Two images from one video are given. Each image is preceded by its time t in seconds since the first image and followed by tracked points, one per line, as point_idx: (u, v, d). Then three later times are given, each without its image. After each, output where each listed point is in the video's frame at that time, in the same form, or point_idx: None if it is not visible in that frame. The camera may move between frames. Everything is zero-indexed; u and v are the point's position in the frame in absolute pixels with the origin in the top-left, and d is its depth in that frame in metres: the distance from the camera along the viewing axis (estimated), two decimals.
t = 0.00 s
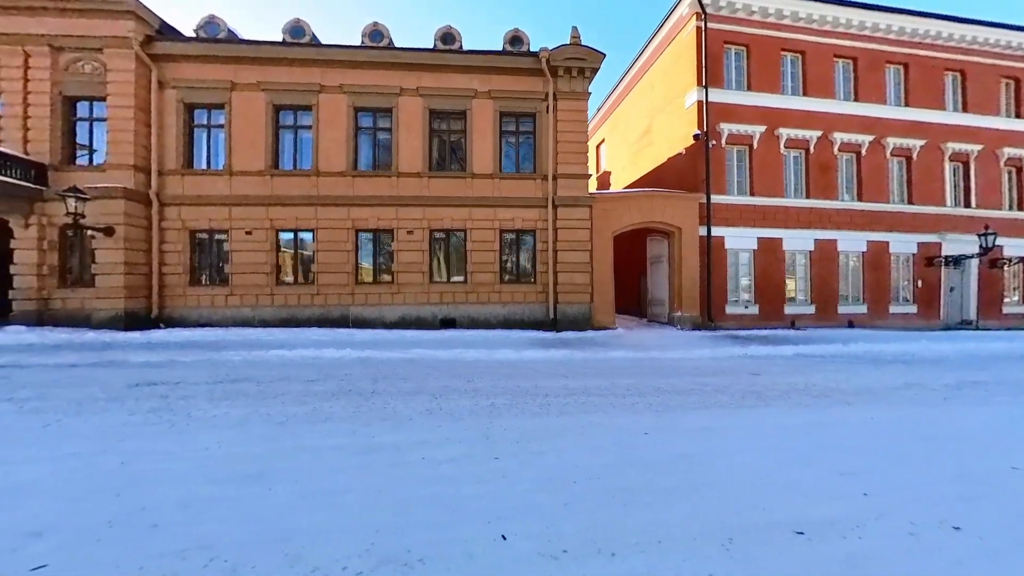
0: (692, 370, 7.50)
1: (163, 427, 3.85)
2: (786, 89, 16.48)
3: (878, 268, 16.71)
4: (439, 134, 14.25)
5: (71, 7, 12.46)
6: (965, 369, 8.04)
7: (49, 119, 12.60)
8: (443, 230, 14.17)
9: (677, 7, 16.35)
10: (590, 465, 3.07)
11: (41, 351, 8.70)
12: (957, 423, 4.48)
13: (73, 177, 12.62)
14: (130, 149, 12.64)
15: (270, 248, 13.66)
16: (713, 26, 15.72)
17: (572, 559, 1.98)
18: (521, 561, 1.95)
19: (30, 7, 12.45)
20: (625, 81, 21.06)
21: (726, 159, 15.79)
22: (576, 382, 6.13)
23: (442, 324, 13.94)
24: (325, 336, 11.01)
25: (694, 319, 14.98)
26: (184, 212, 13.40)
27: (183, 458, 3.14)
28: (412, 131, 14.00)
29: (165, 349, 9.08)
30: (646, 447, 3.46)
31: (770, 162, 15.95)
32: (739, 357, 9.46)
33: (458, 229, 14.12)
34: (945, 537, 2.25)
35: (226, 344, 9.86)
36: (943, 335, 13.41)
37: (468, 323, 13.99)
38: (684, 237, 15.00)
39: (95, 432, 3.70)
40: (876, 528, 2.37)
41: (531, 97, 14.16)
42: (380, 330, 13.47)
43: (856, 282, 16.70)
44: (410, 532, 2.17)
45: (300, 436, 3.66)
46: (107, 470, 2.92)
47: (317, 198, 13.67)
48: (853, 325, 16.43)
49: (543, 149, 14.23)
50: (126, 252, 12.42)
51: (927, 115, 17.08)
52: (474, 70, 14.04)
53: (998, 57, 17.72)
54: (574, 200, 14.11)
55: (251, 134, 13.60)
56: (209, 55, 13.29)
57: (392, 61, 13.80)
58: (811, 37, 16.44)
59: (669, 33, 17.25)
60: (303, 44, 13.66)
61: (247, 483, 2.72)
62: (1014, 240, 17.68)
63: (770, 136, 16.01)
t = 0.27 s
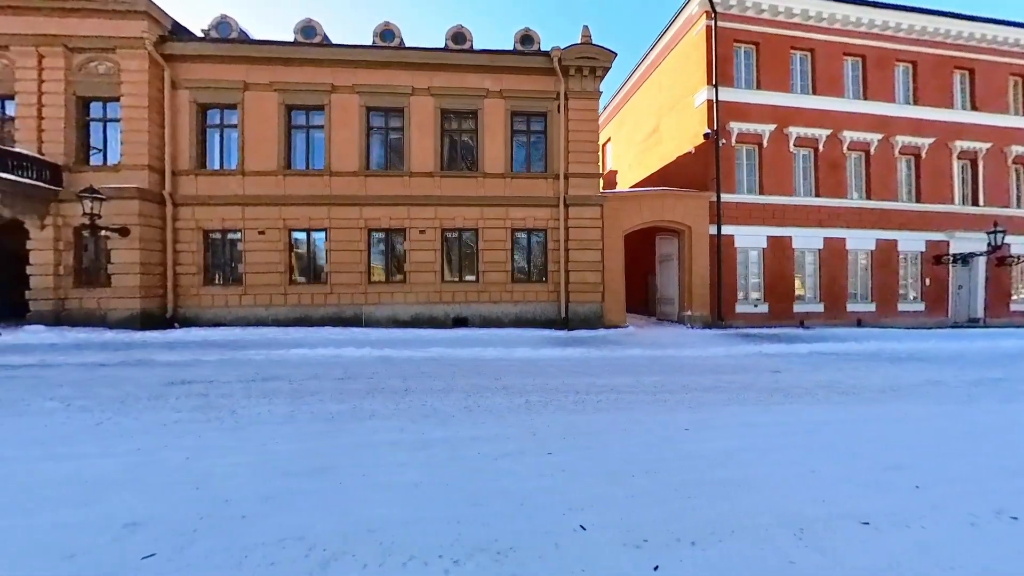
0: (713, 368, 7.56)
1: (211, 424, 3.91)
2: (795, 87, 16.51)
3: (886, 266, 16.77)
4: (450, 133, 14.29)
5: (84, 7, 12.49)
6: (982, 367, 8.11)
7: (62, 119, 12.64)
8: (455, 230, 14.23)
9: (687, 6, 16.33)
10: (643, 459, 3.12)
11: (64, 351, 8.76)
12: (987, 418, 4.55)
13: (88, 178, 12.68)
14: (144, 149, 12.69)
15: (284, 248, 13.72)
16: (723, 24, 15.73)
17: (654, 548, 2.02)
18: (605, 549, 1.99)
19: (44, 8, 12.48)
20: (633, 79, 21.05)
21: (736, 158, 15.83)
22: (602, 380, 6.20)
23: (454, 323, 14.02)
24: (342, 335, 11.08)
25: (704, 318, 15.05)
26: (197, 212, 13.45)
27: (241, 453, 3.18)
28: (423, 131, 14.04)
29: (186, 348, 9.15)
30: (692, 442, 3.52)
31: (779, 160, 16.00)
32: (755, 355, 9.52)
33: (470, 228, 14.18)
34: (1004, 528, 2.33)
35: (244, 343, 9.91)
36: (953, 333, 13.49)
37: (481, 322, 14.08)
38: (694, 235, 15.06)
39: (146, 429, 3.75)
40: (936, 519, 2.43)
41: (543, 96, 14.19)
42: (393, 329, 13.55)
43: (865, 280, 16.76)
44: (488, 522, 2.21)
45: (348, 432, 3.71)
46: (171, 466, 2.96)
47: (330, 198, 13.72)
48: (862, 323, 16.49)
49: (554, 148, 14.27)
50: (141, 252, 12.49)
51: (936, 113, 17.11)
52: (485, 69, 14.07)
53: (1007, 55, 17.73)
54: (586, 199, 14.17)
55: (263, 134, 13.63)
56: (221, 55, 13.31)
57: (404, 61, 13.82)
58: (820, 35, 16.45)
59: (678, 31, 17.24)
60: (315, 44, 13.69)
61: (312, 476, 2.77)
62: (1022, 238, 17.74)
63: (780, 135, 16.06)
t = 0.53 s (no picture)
0: (733, 367, 7.62)
1: (258, 424, 3.97)
2: (805, 86, 16.52)
3: (896, 264, 16.81)
4: (462, 133, 14.31)
5: (97, 8, 12.50)
6: (999, 365, 8.18)
7: (76, 121, 12.66)
8: (467, 229, 14.27)
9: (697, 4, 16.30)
10: (694, 457, 3.17)
11: (85, 351, 8.81)
12: (1016, 416, 4.63)
13: (102, 178, 12.72)
14: (158, 150, 12.72)
15: (297, 248, 13.77)
16: (733, 23, 15.72)
17: (732, 543, 2.07)
18: (686, 544, 2.05)
19: (56, 9, 12.48)
20: (640, 78, 21.03)
21: (746, 157, 15.86)
22: (628, 379, 6.26)
23: (467, 323, 14.07)
24: (357, 335, 11.12)
25: (714, 317, 15.10)
26: (210, 213, 13.50)
27: (298, 452, 3.23)
28: (435, 131, 14.07)
29: (207, 348, 9.20)
30: (737, 441, 3.57)
31: (788, 159, 16.02)
32: (771, 354, 9.57)
33: (482, 228, 14.22)
34: None
35: (263, 343, 9.95)
36: (964, 331, 13.55)
37: (493, 322, 14.12)
38: (705, 234, 15.11)
39: (196, 429, 3.80)
40: (994, 514, 2.50)
41: (554, 95, 14.21)
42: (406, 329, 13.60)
43: (874, 278, 16.80)
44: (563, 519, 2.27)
45: (395, 431, 3.77)
46: (233, 464, 3.02)
47: (342, 198, 13.77)
48: (871, 321, 16.54)
49: (565, 148, 14.29)
50: (156, 253, 12.54)
51: (945, 111, 17.12)
52: (496, 69, 14.08)
53: (1016, 53, 17.72)
54: (597, 198, 14.20)
55: (276, 134, 13.65)
56: (233, 56, 13.32)
57: (415, 61, 13.83)
58: (830, 34, 16.44)
59: (687, 30, 17.22)
60: (327, 44, 13.70)
61: (376, 474, 2.82)
62: None
63: (790, 133, 16.08)
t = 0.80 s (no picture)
0: (751, 368, 7.70)
1: (302, 426, 4.03)
2: (814, 85, 16.51)
3: (904, 263, 16.84)
4: (473, 133, 14.32)
5: (109, 10, 12.49)
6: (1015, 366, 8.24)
7: (88, 122, 12.67)
8: (478, 230, 14.30)
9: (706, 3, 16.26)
10: (743, 460, 3.24)
11: (106, 353, 8.86)
12: None
13: (114, 180, 12.74)
14: (171, 152, 12.75)
15: (309, 249, 13.82)
16: (743, 22, 15.69)
17: (804, 547, 2.13)
18: (760, 548, 2.11)
19: (68, 11, 12.47)
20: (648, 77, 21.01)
21: (755, 157, 15.87)
22: (653, 380, 6.32)
23: (478, 323, 14.13)
24: (372, 336, 11.16)
25: (724, 317, 15.15)
26: (223, 214, 13.53)
27: (352, 455, 3.29)
28: (446, 132, 14.09)
29: (226, 350, 9.25)
30: (779, 443, 3.64)
31: (798, 158, 16.03)
32: (786, 354, 9.64)
33: (492, 228, 14.26)
34: None
35: (280, 344, 10.01)
36: (974, 331, 13.60)
37: (504, 322, 14.17)
38: (714, 234, 15.16)
39: (244, 432, 3.86)
40: None
41: (564, 95, 14.20)
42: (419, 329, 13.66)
43: (882, 278, 16.84)
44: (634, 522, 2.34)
45: (440, 434, 3.82)
46: (293, 467, 3.08)
47: (354, 199, 13.80)
48: (879, 321, 16.59)
49: (576, 148, 14.31)
50: (170, 254, 12.59)
51: (954, 110, 17.11)
52: (507, 69, 14.08)
53: None
54: (608, 199, 14.23)
55: (287, 135, 13.66)
56: (245, 56, 13.31)
57: (427, 61, 13.83)
58: (839, 33, 16.42)
59: (696, 29, 17.18)
60: (338, 45, 13.69)
61: (437, 477, 2.89)
62: None
63: (799, 133, 16.09)
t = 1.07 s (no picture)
0: (770, 367, 7.79)
1: (347, 424, 4.13)
2: (823, 84, 16.52)
3: (912, 262, 16.90)
4: (484, 133, 14.37)
5: (122, 10, 12.52)
6: None
7: (103, 123, 12.72)
8: (489, 229, 14.36)
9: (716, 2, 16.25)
10: (785, 457, 3.35)
11: (129, 352, 8.95)
12: None
13: (129, 180, 12.82)
14: (185, 152, 12.81)
15: (321, 249, 13.90)
16: (753, 21, 15.69)
17: (859, 540, 2.25)
18: (820, 542, 2.23)
19: (81, 11, 12.51)
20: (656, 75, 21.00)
21: (765, 156, 15.91)
22: (676, 379, 6.42)
23: (490, 322, 14.22)
24: (388, 335, 11.25)
25: (734, 316, 15.24)
26: (236, 214, 13.60)
27: (405, 452, 3.39)
28: (457, 131, 14.12)
29: (246, 349, 9.35)
30: (815, 441, 3.75)
31: (808, 158, 16.07)
32: (799, 353, 9.74)
33: (504, 228, 14.33)
34: None
35: (299, 343, 10.10)
36: (983, 330, 13.69)
37: (516, 321, 14.26)
38: (724, 233, 15.23)
39: (292, 430, 3.96)
40: None
41: (575, 95, 14.23)
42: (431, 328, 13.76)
43: (890, 276, 16.92)
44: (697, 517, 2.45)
45: (484, 432, 3.93)
46: (352, 463, 3.19)
47: (366, 199, 13.86)
48: (887, 319, 16.68)
49: (586, 147, 14.35)
50: (185, 254, 12.69)
51: (963, 108, 17.12)
52: (518, 68, 14.10)
53: None
54: (619, 198, 14.28)
55: (300, 135, 13.71)
56: (257, 57, 13.35)
57: (438, 61, 13.85)
58: (849, 32, 16.43)
59: (705, 27, 17.17)
60: (350, 45, 13.72)
61: (495, 473, 3.00)
62: None
63: (809, 132, 16.12)
